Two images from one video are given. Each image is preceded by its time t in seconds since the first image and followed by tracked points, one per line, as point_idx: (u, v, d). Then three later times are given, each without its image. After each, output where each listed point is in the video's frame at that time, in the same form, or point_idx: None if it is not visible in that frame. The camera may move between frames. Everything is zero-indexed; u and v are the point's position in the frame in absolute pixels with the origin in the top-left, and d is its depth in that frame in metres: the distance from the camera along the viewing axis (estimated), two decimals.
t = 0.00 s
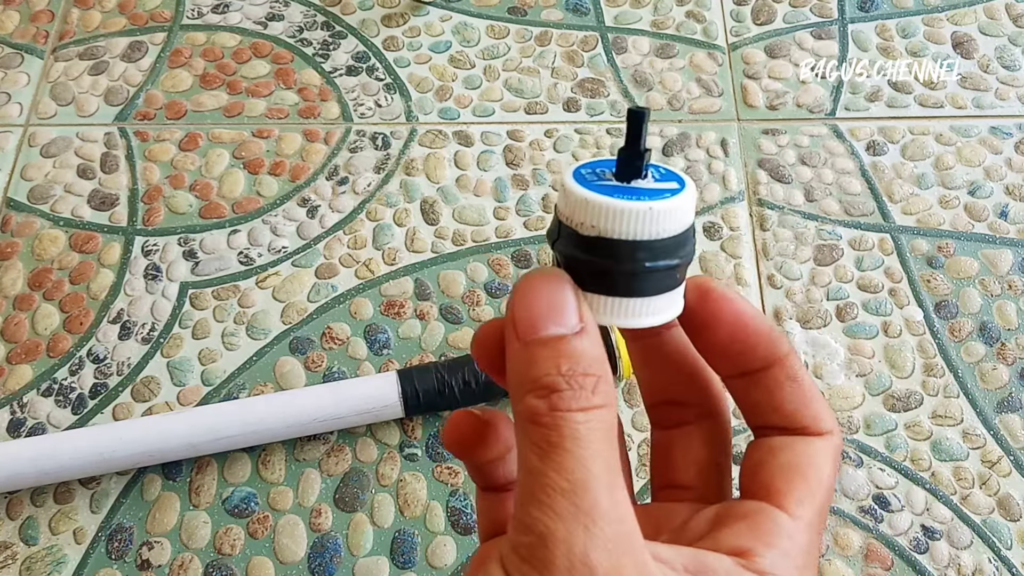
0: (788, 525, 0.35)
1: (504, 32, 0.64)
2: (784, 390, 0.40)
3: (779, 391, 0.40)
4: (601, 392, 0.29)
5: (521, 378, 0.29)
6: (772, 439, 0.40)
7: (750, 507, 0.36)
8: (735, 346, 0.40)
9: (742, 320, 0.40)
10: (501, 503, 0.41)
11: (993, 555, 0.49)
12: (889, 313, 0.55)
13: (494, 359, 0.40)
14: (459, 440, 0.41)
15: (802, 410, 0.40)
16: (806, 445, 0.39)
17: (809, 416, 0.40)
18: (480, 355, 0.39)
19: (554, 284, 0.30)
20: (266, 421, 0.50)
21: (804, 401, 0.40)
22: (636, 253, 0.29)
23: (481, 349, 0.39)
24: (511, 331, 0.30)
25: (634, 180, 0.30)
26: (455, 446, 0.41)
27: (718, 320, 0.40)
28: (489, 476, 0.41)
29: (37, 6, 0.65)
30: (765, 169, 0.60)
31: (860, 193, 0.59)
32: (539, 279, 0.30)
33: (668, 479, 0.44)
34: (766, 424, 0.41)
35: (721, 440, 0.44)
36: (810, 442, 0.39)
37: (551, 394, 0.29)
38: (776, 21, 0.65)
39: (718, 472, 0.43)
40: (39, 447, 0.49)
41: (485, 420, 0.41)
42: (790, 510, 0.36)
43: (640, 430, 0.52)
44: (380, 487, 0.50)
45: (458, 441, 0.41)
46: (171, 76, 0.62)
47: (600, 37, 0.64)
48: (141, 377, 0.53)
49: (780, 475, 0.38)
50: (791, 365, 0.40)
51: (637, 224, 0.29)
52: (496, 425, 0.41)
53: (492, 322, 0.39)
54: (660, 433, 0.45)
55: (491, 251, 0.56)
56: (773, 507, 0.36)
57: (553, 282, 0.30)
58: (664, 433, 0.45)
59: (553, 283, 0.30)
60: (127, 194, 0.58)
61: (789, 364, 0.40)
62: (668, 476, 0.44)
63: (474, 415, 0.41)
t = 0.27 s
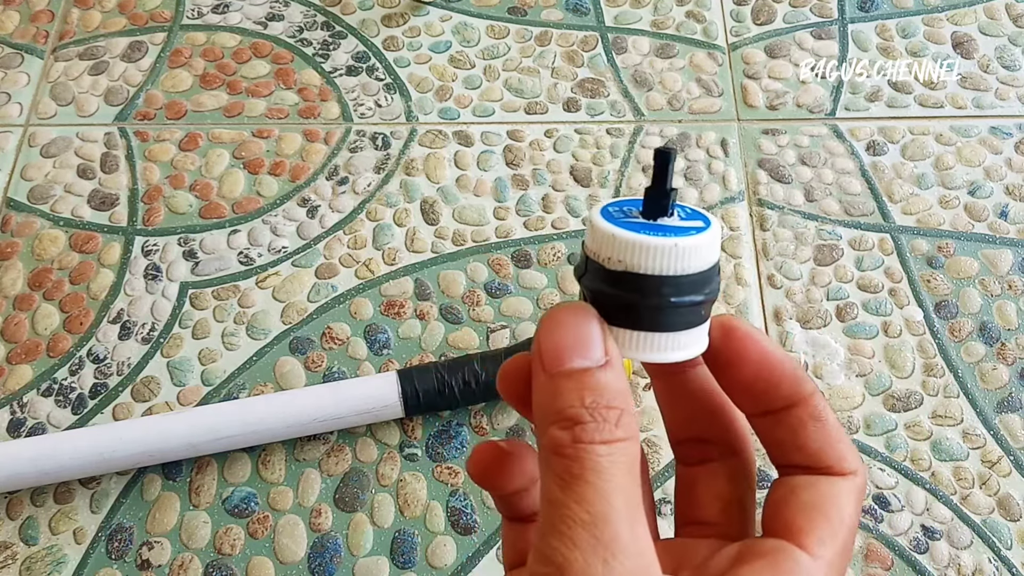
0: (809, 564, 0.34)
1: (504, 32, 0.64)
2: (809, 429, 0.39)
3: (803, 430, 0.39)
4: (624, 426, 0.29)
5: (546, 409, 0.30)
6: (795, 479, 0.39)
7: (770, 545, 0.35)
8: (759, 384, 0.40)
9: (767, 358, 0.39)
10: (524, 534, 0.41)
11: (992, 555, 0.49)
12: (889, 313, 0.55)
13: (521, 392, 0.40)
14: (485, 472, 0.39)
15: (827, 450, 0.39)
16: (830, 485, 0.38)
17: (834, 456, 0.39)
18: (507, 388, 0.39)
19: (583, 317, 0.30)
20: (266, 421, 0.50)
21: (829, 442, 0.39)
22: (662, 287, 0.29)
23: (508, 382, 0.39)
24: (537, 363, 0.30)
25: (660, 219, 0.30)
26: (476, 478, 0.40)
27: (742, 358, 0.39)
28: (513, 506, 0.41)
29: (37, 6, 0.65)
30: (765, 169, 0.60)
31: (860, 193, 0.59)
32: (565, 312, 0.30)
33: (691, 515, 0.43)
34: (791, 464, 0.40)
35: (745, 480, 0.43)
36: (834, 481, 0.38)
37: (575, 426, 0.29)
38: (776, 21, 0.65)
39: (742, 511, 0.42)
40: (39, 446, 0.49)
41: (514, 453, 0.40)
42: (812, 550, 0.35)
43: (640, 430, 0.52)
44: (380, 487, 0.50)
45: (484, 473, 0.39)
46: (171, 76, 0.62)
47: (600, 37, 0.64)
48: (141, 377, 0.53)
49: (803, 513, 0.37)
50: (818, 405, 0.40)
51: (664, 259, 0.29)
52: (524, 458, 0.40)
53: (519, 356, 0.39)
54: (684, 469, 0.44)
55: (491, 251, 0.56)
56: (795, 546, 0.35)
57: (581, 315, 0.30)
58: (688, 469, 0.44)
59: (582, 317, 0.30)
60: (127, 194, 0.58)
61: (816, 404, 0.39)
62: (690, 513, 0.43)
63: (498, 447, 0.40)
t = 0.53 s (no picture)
0: None
1: (504, 32, 0.64)
2: (797, 445, 0.39)
3: (792, 446, 0.39)
4: (620, 442, 0.29)
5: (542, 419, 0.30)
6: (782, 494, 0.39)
7: (760, 559, 0.35)
8: (747, 400, 0.40)
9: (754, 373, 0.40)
10: (517, 550, 0.42)
11: (993, 555, 0.49)
12: (890, 313, 0.55)
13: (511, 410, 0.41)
14: (474, 489, 0.40)
15: (815, 465, 0.39)
16: (818, 501, 0.38)
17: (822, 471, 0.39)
18: (495, 406, 0.41)
19: (581, 330, 0.30)
20: (267, 421, 0.50)
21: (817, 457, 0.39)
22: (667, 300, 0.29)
23: (498, 401, 0.41)
24: (535, 373, 0.31)
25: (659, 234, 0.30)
26: (468, 494, 0.40)
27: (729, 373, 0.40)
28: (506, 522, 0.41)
29: (37, 6, 0.65)
30: (765, 169, 0.60)
31: (860, 193, 0.59)
32: (564, 324, 0.30)
33: (678, 529, 0.42)
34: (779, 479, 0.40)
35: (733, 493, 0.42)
36: (823, 496, 0.38)
37: (571, 439, 0.29)
38: (776, 21, 0.65)
39: (730, 525, 0.41)
40: (39, 446, 0.49)
41: (507, 468, 0.40)
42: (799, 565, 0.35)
43: (639, 430, 0.52)
44: (380, 487, 0.50)
45: (473, 489, 0.40)
46: (171, 76, 0.62)
47: (601, 38, 0.64)
48: (141, 377, 0.53)
49: (792, 528, 0.37)
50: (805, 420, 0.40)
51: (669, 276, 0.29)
52: (517, 472, 0.40)
53: (510, 375, 0.41)
54: (673, 484, 0.44)
55: (492, 251, 0.56)
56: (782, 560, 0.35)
57: (580, 328, 0.30)
58: (676, 483, 0.43)
59: (580, 330, 0.30)
60: (128, 194, 0.58)
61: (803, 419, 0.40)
62: (679, 528, 0.42)
63: (489, 463, 0.40)
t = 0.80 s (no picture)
0: None
1: (504, 32, 0.64)
2: (803, 458, 0.40)
3: (797, 459, 0.40)
4: (647, 458, 0.29)
5: (568, 429, 0.29)
6: (789, 509, 0.39)
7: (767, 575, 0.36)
8: (752, 413, 0.41)
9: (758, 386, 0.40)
10: (522, 563, 0.41)
11: (993, 555, 0.49)
12: (889, 313, 0.55)
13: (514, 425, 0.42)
14: (477, 501, 0.40)
15: (820, 479, 0.39)
16: (824, 515, 0.38)
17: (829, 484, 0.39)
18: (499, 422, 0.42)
19: (611, 340, 0.29)
20: (267, 421, 0.50)
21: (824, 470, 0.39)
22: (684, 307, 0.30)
23: (499, 417, 0.42)
24: (562, 380, 0.30)
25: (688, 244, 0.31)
26: (471, 507, 0.41)
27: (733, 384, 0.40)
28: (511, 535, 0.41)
29: (37, 6, 0.65)
30: (765, 169, 0.60)
31: (860, 193, 0.59)
32: (595, 334, 0.29)
33: (680, 543, 0.42)
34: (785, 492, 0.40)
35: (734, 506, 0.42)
36: (829, 510, 0.38)
37: (599, 453, 0.28)
38: (776, 21, 0.65)
39: (732, 538, 0.41)
40: (39, 446, 0.49)
41: (508, 481, 0.40)
42: None
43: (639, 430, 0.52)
44: (380, 487, 0.50)
45: (477, 504, 0.40)
46: (171, 76, 0.62)
47: (600, 38, 0.64)
48: (141, 377, 0.53)
49: (797, 543, 0.37)
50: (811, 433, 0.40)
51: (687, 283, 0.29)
52: (519, 485, 0.40)
53: (512, 392, 0.42)
54: (672, 496, 0.43)
55: (491, 251, 0.56)
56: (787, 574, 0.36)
57: (611, 337, 0.29)
58: (675, 496, 0.43)
59: (610, 339, 0.29)
60: (127, 194, 0.58)
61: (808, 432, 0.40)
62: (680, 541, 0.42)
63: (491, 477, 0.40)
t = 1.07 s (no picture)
0: None
1: (504, 32, 0.64)
2: (806, 450, 0.40)
3: (801, 451, 0.40)
4: (654, 453, 0.29)
5: (574, 423, 0.29)
6: (792, 501, 0.39)
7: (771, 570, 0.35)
8: (755, 404, 0.41)
9: (761, 376, 0.40)
10: (527, 559, 0.41)
11: (993, 555, 0.49)
12: (889, 313, 0.55)
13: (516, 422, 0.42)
14: (481, 498, 0.40)
15: (824, 471, 0.39)
16: (829, 508, 0.38)
17: (833, 477, 0.39)
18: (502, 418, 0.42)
19: (617, 334, 0.29)
20: (266, 421, 0.50)
21: (828, 462, 0.39)
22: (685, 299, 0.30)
23: (501, 414, 0.42)
24: (569, 373, 0.29)
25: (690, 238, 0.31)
26: (474, 503, 0.40)
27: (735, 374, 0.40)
28: (515, 531, 0.41)
29: (37, 6, 0.65)
30: (765, 169, 0.60)
31: (860, 193, 0.59)
32: (601, 327, 0.29)
33: (683, 538, 0.42)
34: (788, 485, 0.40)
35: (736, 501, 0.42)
36: (834, 504, 0.38)
37: (605, 446, 0.28)
38: (776, 21, 0.65)
39: (734, 533, 0.41)
40: (39, 446, 0.49)
41: (513, 477, 0.40)
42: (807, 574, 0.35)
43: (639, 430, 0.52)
44: (380, 487, 0.50)
45: (482, 499, 0.40)
46: (171, 76, 0.62)
47: (600, 38, 0.64)
48: (141, 377, 0.53)
49: (802, 538, 0.37)
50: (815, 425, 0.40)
51: (697, 271, 0.29)
52: (523, 480, 0.40)
53: (515, 389, 0.42)
54: (674, 492, 0.43)
55: (491, 251, 0.56)
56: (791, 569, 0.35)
57: (617, 331, 0.29)
58: (676, 491, 0.43)
59: (615, 333, 0.29)
60: (127, 194, 0.58)
61: (812, 424, 0.40)
62: (683, 536, 0.42)
63: (496, 472, 0.40)
